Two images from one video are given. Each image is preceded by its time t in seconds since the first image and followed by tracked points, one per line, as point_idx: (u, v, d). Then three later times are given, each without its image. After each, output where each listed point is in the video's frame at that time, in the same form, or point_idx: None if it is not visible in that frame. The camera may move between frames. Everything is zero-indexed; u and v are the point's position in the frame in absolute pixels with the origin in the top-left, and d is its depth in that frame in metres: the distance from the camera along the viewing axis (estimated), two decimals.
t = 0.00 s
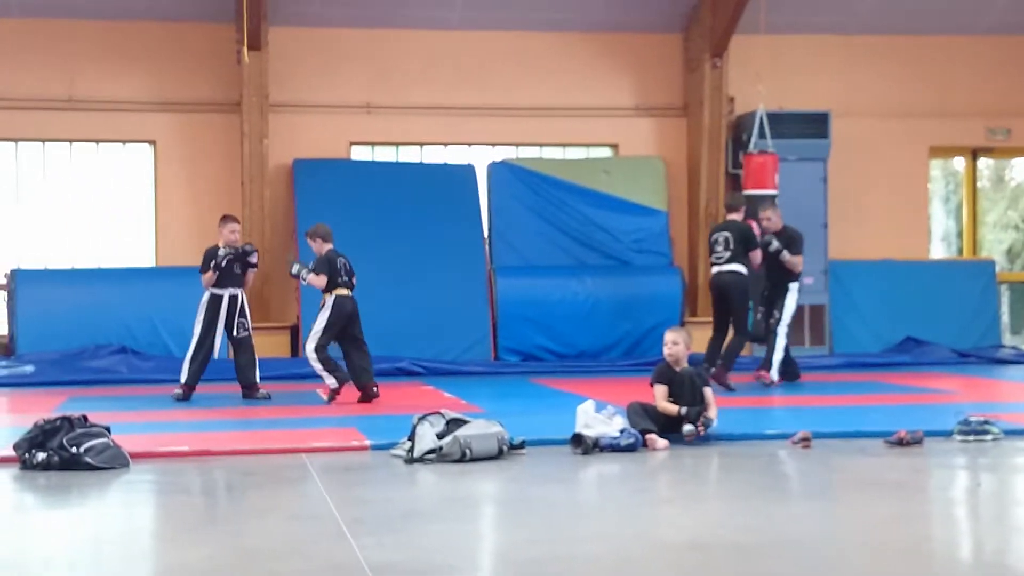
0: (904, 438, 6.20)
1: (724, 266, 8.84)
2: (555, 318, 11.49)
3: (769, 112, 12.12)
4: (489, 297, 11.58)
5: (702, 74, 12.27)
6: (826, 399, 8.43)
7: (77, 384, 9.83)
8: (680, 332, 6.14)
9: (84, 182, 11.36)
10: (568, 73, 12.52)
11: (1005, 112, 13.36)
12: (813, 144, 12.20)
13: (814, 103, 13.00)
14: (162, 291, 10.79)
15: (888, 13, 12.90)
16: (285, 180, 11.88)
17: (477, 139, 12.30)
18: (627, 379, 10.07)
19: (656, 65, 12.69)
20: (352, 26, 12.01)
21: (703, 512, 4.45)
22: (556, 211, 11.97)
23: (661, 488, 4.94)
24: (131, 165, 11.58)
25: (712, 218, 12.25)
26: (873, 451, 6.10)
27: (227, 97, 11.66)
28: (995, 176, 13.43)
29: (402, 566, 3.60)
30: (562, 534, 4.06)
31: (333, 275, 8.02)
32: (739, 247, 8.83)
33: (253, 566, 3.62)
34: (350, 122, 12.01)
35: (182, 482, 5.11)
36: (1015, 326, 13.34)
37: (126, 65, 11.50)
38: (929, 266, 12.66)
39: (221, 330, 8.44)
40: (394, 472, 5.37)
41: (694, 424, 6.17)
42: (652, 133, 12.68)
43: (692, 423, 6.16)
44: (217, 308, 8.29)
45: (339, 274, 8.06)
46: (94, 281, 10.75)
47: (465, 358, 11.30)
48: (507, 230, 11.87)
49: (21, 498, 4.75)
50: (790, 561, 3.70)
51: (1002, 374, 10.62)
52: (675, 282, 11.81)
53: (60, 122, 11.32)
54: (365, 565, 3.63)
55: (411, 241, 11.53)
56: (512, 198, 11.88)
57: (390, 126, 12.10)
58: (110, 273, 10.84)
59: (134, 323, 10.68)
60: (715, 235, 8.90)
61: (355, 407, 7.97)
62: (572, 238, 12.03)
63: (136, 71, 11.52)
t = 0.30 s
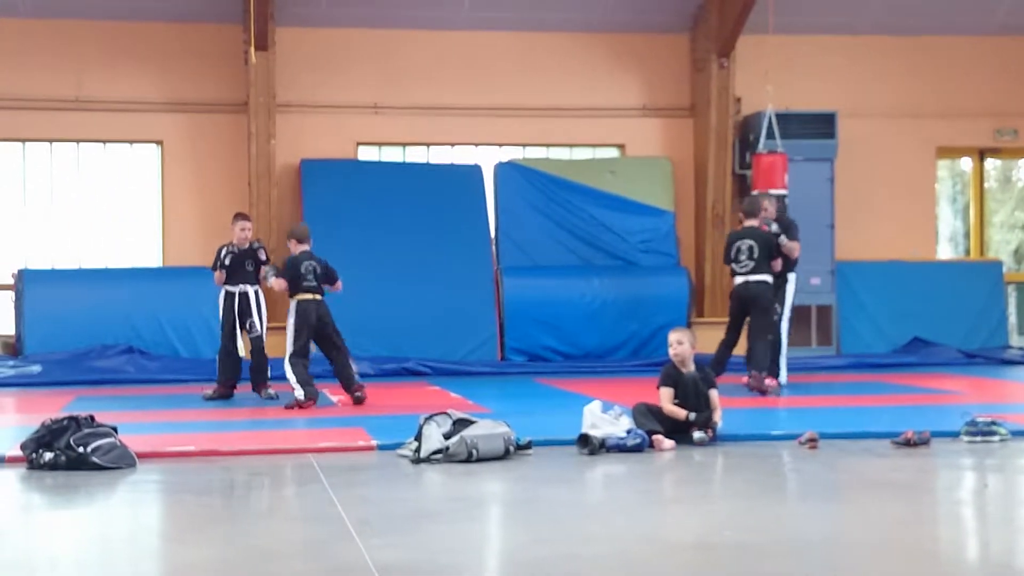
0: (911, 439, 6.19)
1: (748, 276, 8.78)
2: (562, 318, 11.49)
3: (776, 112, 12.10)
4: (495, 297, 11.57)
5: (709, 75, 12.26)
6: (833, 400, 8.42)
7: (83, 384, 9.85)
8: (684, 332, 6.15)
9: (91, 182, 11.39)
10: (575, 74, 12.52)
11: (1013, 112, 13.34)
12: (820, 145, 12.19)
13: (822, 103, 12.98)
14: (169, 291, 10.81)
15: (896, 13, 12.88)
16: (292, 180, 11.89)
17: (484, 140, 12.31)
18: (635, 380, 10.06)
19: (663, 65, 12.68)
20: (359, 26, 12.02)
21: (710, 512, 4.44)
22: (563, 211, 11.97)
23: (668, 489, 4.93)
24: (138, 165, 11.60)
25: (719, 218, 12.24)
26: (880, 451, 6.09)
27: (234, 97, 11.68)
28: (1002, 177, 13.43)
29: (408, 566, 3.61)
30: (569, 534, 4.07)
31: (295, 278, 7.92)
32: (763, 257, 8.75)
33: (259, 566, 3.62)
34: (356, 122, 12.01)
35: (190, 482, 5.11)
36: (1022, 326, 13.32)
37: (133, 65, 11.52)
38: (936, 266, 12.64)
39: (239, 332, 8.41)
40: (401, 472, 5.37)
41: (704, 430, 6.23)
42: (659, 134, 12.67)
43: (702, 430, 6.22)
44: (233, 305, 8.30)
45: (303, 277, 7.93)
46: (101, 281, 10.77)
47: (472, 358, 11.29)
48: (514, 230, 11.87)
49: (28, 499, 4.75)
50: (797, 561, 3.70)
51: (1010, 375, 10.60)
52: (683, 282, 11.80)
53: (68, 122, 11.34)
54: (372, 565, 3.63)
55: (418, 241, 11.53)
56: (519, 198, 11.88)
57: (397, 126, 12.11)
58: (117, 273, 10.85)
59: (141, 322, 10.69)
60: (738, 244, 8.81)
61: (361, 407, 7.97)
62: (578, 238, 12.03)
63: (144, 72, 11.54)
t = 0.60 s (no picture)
0: (918, 440, 6.17)
1: (789, 271, 8.65)
2: (568, 318, 11.48)
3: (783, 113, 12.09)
4: (501, 297, 11.57)
5: (716, 75, 12.25)
6: (839, 400, 8.41)
7: (90, 383, 9.87)
8: (690, 333, 6.15)
9: (99, 181, 11.42)
10: (582, 74, 12.51)
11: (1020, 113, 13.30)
12: (827, 145, 12.17)
13: (829, 104, 12.96)
14: (175, 289, 10.82)
15: (903, 14, 12.86)
16: (299, 179, 11.91)
17: (490, 140, 12.31)
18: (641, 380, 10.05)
19: (670, 66, 12.67)
20: (366, 26, 12.03)
21: (716, 512, 4.44)
22: (570, 211, 11.97)
23: (674, 489, 4.93)
24: (145, 164, 11.61)
25: (726, 219, 12.24)
26: (886, 452, 6.07)
27: (242, 97, 11.70)
28: (1009, 177, 13.40)
29: (414, 566, 3.60)
30: (575, 533, 4.07)
31: (251, 285, 7.75)
32: (802, 251, 8.66)
33: (264, 565, 3.62)
34: (363, 122, 12.02)
35: (196, 481, 5.11)
36: None
37: (141, 64, 11.55)
38: (943, 267, 12.61)
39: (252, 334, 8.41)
40: (407, 471, 5.38)
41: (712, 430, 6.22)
42: (666, 134, 12.66)
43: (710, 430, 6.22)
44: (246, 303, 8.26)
45: (261, 283, 7.77)
46: (108, 280, 10.80)
47: (478, 358, 11.28)
48: (521, 231, 11.87)
49: (35, 497, 4.75)
50: (803, 561, 3.69)
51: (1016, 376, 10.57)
52: (689, 283, 11.78)
53: (75, 121, 11.36)
54: (377, 565, 3.63)
55: (424, 241, 11.54)
56: (526, 198, 11.88)
57: (403, 126, 12.11)
58: (124, 272, 10.88)
59: (148, 321, 10.71)
60: (776, 238, 8.63)
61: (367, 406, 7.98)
62: (585, 239, 12.03)
63: (151, 71, 11.56)
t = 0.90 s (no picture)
0: (931, 442, 6.15)
1: (856, 276, 8.56)
2: (580, 319, 11.48)
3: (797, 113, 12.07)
4: (514, 297, 11.56)
5: (728, 75, 12.23)
6: (851, 402, 8.38)
7: (104, 382, 9.91)
8: (700, 334, 6.15)
9: (112, 181, 11.46)
10: (594, 74, 12.51)
11: None
12: (841, 146, 12.14)
13: (842, 104, 12.92)
14: (189, 289, 10.85)
15: (917, 14, 12.81)
16: (311, 180, 11.93)
17: (502, 140, 12.30)
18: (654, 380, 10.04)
19: (683, 66, 12.65)
20: (379, 26, 12.04)
21: (728, 513, 4.44)
22: (582, 212, 11.96)
23: (686, 490, 4.92)
24: (158, 164, 11.65)
25: (738, 219, 12.21)
26: (899, 454, 6.05)
27: (255, 97, 11.72)
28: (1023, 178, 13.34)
29: (426, 566, 3.61)
30: (588, 533, 4.08)
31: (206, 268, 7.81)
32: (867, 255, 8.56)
33: (278, 565, 3.62)
34: (375, 122, 12.03)
35: (208, 480, 5.13)
36: None
37: (155, 65, 11.59)
38: (957, 268, 12.55)
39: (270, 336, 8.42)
40: (419, 471, 5.38)
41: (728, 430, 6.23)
42: (678, 134, 12.64)
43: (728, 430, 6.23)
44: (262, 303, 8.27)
45: (215, 267, 7.80)
46: (121, 280, 10.83)
47: (490, 358, 11.28)
48: (533, 231, 11.86)
49: (48, 496, 4.77)
50: (817, 562, 3.68)
51: None
52: (701, 283, 11.76)
53: (89, 121, 11.41)
54: (389, 565, 3.63)
55: (436, 241, 11.55)
56: (538, 198, 11.87)
57: (416, 126, 12.12)
58: (137, 271, 10.91)
59: (161, 321, 10.75)
60: (842, 242, 8.48)
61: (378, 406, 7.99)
62: (597, 239, 12.01)
63: (165, 72, 11.60)
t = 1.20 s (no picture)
0: (948, 442, 6.11)
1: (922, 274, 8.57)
2: (596, 318, 11.46)
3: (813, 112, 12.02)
4: (530, 297, 11.56)
5: (744, 74, 12.19)
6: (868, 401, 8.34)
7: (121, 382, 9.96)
8: (713, 333, 6.07)
9: (129, 181, 11.51)
10: (609, 73, 12.49)
11: None
12: (857, 145, 12.08)
13: (858, 103, 12.87)
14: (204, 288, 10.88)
15: (934, 13, 12.75)
16: (327, 179, 11.95)
17: (517, 140, 12.30)
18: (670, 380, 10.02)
19: (698, 65, 12.62)
20: (394, 26, 12.05)
21: (744, 513, 4.42)
22: (597, 211, 11.94)
23: (702, 490, 4.90)
24: (175, 164, 11.69)
25: (754, 218, 12.16)
26: (916, 454, 6.02)
27: (270, 98, 11.75)
28: None
29: (441, 566, 3.61)
30: (604, 532, 4.07)
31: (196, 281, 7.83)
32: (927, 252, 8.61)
33: (294, 565, 3.62)
34: (391, 122, 12.04)
35: (223, 480, 5.14)
36: None
37: (171, 66, 11.63)
38: (974, 267, 12.49)
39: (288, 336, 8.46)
40: (434, 471, 5.38)
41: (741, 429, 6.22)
42: (694, 134, 12.61)
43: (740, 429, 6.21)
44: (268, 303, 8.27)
45: (201, 281, 7.78)
46: (137, 280, 10.88)
47: (506, 358, 11.28)
48: (548, 230, 11.85)
49: (65, 496, 4.79)
50: (834, 563, 3.66)
51: None
52: (716, 283, 11.73)
53: (106, 122, 11.46)
54: (405, 564, 3.63)
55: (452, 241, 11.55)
56: (553, 198, 11.86)
57: (431, 126, 12.13)
58: (153, 271, 10.95)
59: (177, 320, 10.79)
60: (909, 242, 8.45)
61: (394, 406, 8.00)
62: (612, 239, 11.99)
63: (181, 73, 11.64)
